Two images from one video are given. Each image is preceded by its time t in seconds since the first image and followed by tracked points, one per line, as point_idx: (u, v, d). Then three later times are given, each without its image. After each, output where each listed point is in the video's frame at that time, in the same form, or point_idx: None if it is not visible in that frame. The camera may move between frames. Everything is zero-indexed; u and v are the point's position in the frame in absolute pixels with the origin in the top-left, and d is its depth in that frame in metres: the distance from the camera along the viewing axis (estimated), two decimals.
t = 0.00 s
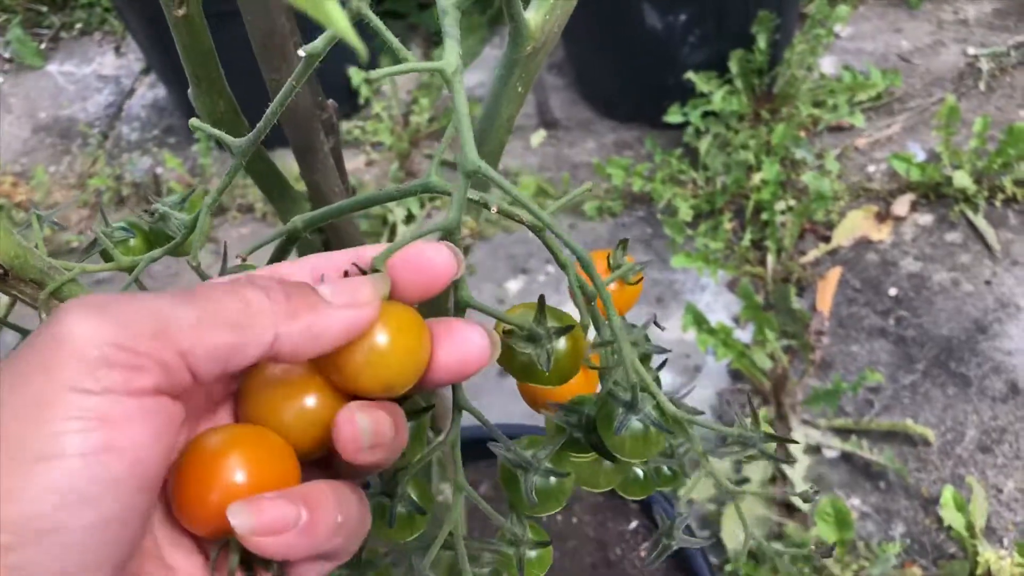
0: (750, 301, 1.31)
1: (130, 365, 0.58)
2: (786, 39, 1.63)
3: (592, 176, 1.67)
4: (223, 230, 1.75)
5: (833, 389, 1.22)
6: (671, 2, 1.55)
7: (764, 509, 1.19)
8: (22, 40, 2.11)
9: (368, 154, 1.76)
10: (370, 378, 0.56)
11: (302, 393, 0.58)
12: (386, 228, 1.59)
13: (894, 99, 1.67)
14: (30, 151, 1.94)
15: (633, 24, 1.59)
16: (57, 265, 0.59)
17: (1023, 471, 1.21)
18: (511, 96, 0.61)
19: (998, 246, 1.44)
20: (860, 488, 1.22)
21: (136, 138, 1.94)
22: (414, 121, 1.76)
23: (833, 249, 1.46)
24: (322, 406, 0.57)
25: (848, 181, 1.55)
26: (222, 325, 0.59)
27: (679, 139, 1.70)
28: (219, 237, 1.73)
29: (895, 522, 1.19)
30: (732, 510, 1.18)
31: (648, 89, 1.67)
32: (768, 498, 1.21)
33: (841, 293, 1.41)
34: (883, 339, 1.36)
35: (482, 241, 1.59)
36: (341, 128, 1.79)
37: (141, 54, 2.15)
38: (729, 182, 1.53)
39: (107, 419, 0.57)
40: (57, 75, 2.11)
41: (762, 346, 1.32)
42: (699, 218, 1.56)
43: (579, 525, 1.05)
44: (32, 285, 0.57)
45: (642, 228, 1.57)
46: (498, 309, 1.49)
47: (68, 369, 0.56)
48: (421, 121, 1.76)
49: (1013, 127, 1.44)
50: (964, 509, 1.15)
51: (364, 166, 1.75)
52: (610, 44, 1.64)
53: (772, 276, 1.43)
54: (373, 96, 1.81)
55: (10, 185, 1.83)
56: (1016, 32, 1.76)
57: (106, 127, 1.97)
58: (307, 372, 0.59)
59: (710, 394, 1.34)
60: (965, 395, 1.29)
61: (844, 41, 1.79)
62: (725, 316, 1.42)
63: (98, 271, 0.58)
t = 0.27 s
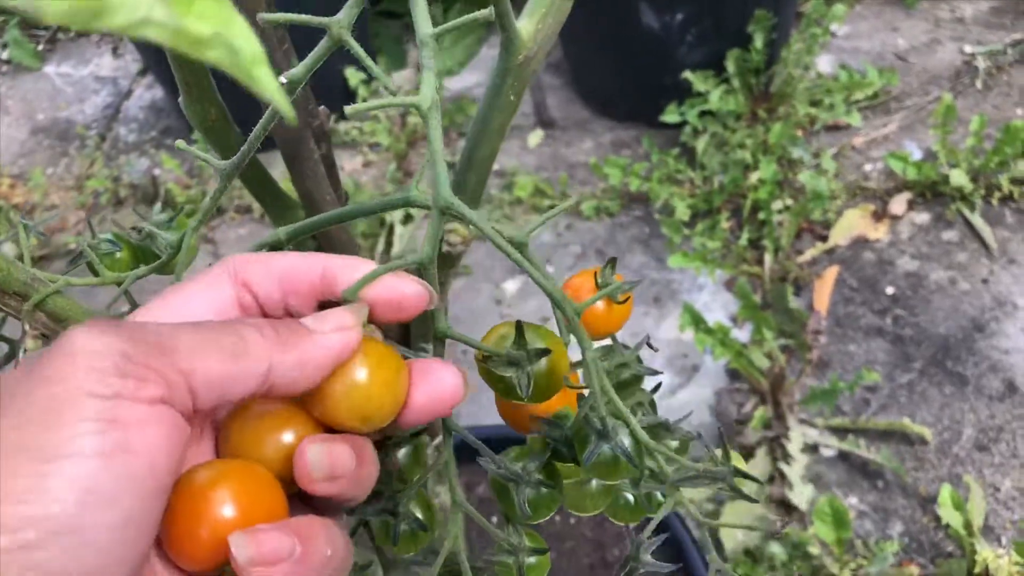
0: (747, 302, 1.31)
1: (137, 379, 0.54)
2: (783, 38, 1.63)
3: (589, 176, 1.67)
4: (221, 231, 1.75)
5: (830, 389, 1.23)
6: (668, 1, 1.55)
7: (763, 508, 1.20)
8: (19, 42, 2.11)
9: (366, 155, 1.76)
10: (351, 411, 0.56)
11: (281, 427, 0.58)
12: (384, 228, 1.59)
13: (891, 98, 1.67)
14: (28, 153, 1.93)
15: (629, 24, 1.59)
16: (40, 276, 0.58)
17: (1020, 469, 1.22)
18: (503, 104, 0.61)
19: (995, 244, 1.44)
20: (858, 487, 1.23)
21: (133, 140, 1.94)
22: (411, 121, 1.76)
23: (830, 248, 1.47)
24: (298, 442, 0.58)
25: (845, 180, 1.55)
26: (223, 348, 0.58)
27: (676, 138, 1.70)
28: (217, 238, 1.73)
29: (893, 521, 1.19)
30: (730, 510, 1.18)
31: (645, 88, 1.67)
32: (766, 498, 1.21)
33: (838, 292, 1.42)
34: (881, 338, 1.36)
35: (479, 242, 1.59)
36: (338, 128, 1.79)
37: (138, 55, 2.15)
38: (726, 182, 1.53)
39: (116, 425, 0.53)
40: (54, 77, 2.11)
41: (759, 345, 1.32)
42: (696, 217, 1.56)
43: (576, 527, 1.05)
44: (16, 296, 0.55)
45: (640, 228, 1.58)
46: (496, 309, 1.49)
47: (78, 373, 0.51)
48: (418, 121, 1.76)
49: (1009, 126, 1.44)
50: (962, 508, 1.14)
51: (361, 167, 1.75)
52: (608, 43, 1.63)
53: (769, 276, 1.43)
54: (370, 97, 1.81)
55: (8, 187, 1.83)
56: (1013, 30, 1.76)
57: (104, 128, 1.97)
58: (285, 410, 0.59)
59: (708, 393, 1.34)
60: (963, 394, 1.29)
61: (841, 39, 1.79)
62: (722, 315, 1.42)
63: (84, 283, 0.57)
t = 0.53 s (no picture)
0: (747, 304, 1.31)
1: (100, 443, 0.56)
2: (785, 39, 1.63)
3: (590, 177, 1.67)
4: (223, 232, 1.75)
5: (831, 392, 1.23)
6: (668, 3, 1.55)
7: (762, 511, 1.20)
8: (22, 43, 2.11)
9: (367, 157, 1.76)
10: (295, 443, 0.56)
11: (215, 480, 0.56)
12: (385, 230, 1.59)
13: (893, 99, 1.67)
14: (31, 154, 1.94)
15: (631, 25, 1.59)
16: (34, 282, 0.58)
17: (1021, 472, 1.21)
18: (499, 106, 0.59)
19: (997, 246, 1.44)
20: (858, 489, 1.23)
21: (136, 141, 1.95)
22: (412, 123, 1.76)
23: (831, 250, 1.46)
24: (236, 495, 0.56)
25: (846, 182, 1.55)
26: (189, 378, 0.57)
27: (678, 140, 1.70)
28: (218, 240, 1.73)
29: (893, 524, 1.19)
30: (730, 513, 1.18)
31: (646, 90, 1.67)
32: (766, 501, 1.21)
33: (839, 295, 1.41)
34: (881, 340, 1.36)
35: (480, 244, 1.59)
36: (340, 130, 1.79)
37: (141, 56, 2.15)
38: (727, 183, 1.53)
39: (82, 474, 0.56)
40: (57, 78, 2.11)
41: (760, 348, 1.32)
42: (697, 219, 1.56)
43: (575, 530, 1.05)
44: (9, 302, 0.55)
45: (641, 229, 1.57)
46: (496, 311, 1.50)
47: (43, 440, 0.53)
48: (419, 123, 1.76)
49: (1011, 128, 1.44)
50: (962, 512, 1.15)
51: (363, 168, 1.75)
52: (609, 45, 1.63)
53: (770, 278, 1.43)
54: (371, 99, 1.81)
55: (11, 188, 1.84)
56: (1015, 31, 1.76)
57: (106, 130, 1.98)
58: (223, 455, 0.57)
59: (708, 396, 1.34)
60: (964, 397, 1.29)
61: (843, 41, 1.78)
62: (723, 317, 1.42)
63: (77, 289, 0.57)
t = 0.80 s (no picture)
0: (757, 311, 1.31)
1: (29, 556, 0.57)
2: (801, 44, 1.62)
3: (604, 180, 1.67)
4: (238, 232, 1.75)
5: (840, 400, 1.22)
6: (683, 7, 1.56)
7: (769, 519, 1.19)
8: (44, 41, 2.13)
9: (382, 158, 1.77)
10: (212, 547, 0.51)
11: None
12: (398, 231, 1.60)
13: (909, 105, 1.66)
14: (50, 151, 1.96)
15: (646, 28, 1.60)
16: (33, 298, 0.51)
17: None
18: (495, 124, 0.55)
19: (1012, 255, 1.43)
20: (867, 499, 1.22)
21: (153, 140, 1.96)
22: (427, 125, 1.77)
23: (844, 257, 1.46)
24: None
25: (861, 189, 1.54)
26: (97, 536, 0.47)
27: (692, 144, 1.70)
28: (232, 238, 1.74)
29: (902, 534, 1.18)
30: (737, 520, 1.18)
31: (661, 94, 1.67)
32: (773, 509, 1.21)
33: (851, 302, 1.41)
34: (893, 348, 1.35)
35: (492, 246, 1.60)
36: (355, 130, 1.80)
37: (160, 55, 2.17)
38: (741, 189, 1.52)
39: None
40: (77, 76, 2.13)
41: (770, 355, 1.32)
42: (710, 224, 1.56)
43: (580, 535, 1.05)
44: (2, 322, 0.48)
45: (653, 233, 1.57)
46: (507, 313, 1.50)
47: None
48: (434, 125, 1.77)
49: None
50: (971, 524, 1.14)
51: (377, 169, 1.76)
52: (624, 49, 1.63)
53: (782, 284, 1.42)
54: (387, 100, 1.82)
55: (30, 185, 1.86)
56: None
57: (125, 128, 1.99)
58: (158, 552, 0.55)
59: (718, 402, 1.34)
60: (976, 407, 1.28)
61: (860, 46, 1.77)
62: (733, 323, 1.42)
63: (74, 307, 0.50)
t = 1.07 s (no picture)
0: (773, 320, 1.30)
1: None
2: (830, 49, 1.60)
3: (626, 182, 1.66)
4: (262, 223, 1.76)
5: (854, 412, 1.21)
6: (710, 10, 1.54)
7: (778, 530, 1.18)
8: (79, 28, 2.16)
9: (406, 153, 1.77)
10: None
11: None
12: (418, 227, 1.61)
13: (939, 114, 1.64)
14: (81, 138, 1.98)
15: (673, 31, 1.58)
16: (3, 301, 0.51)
17: None
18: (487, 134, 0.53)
19: None
20: (878, 513, 1.21)
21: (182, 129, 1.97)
22: (451, 121, 1.77)
23: (866, 266, 1.44)
24: None
25: (886, 198, 1.52)
26: None
27: (717, 147, 1.68)
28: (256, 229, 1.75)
29: (912, 550, 1.17)
30: (744, 530, 1.18)
31: (686, 96, 1.66)
32: (783, 520, 1.20)
33: (872, 312, 1.39)
34: (912, 361, 1.33)
35: (512, 245, 1.60)
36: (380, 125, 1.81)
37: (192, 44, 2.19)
38: (764, 194, 1.51)
39: None
40: (110, 63, 2.15)
41: (786, 364, 1.31)
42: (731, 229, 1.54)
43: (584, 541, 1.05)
44: None
45: (674, 237, 1.56)
46: (524, 313, 1.50)
47: None
48: (458, 121, 1.77)
49: None
50: (984, 544, 1.12)
51: (401, 164, 1.76)
52: (650, 50, 1.63)
53: (802, 292, 1.41)
54: (413, 95, 1.82)
55: (60, 170, 1.88)
56: None
57: (155, 117, 2.01)
58: None
59: (732, 409, 1.33)
60: (995, 424, 1.26)
61: (891, 52, 1.75)
62: (750, 330, 1.40)
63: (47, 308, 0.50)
